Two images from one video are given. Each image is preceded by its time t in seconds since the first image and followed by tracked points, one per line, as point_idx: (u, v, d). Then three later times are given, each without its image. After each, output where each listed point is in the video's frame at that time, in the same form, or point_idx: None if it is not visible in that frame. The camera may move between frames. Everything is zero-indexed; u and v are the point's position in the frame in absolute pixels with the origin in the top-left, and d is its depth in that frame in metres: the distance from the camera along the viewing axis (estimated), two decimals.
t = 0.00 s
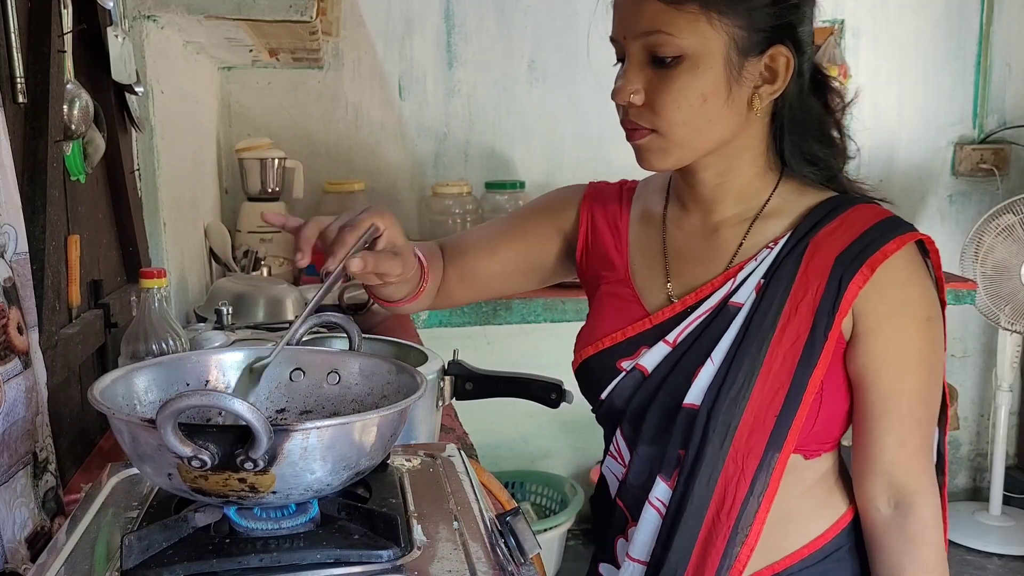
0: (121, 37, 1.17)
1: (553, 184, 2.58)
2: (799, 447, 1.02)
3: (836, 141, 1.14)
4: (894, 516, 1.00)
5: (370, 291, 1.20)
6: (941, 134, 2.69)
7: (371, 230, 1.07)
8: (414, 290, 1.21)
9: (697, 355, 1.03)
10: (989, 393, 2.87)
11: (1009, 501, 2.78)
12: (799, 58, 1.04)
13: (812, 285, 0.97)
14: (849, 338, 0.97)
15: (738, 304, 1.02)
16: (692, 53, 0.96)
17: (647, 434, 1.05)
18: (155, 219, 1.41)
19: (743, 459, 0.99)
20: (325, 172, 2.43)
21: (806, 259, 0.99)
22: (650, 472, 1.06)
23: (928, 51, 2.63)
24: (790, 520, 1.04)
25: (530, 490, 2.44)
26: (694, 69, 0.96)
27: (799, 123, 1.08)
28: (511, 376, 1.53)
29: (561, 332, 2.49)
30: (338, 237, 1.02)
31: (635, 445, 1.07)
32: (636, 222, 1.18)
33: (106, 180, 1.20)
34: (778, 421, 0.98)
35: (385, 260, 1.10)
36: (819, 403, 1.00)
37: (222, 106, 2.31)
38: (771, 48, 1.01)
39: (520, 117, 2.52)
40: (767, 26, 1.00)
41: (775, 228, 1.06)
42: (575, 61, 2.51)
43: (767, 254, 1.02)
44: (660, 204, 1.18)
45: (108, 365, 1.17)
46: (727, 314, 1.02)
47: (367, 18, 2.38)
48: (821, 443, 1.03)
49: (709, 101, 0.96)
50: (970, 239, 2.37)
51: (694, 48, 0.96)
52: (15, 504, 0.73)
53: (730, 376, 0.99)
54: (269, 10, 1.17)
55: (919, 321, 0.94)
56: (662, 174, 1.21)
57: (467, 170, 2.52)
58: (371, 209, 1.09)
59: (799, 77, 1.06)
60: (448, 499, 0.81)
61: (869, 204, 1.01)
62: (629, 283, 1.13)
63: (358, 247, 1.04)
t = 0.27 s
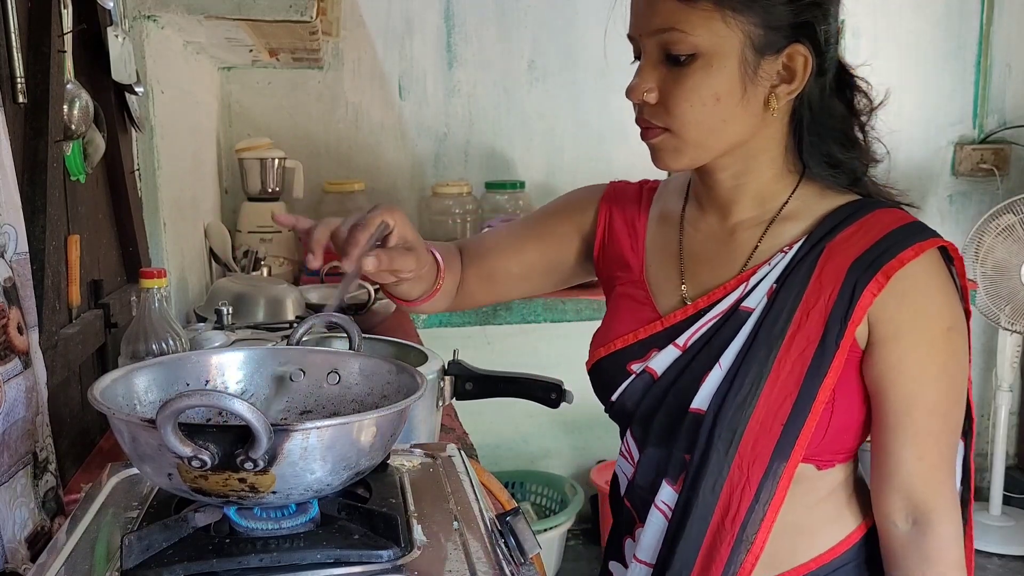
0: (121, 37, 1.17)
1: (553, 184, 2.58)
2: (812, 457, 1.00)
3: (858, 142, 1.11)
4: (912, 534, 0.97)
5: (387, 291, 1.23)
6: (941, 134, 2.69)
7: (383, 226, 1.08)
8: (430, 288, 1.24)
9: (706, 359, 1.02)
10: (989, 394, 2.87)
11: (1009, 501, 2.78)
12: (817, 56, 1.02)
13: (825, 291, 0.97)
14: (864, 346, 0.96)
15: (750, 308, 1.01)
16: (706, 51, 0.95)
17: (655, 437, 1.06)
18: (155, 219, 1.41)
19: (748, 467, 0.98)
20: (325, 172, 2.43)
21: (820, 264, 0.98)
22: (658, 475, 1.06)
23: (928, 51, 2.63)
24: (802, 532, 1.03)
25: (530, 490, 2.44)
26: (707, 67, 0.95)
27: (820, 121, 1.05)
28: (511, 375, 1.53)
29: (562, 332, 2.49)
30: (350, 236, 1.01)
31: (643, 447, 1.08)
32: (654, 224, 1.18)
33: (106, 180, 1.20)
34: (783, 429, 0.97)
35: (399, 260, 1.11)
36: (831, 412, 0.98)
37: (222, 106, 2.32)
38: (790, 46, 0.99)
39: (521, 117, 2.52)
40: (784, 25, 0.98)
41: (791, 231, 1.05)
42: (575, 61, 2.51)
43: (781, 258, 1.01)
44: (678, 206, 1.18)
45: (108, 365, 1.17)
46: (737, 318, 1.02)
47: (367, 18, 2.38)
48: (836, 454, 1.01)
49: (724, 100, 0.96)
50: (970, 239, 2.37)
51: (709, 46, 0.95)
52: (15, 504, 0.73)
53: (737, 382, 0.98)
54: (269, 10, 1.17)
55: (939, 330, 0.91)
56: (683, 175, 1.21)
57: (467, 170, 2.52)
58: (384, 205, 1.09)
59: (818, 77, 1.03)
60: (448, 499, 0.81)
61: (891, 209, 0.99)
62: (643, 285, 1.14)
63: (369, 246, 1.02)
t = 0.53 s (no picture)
0: (121, 37, 1.17)
1: (553, 184, 2.58)
2: (817, 468, 1.00)
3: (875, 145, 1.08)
4: (923, 551, 0.96)
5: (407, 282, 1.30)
6: (940, 134, 2.69)
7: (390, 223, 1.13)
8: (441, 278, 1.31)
9: (709, 367, 1.03)
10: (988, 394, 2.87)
11: (1009, 501, 2.78)
12: (830, 51, 1.00)
13: (831, 303, 0.96)
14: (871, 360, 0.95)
15: (754, 317, 1.01)
16: (709, 51, 0.95)
17: (658, 443, 1.07)
18: (155, 219, 1.41)
19: (747, 478, 0.99)
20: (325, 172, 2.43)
21: (828, 275, 0.97)
22: (663, 480, 1.07)
23: (928, 51, 2.63)
24: (803, 542, 1.03)
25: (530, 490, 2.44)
26: (711, 67, 0.95)
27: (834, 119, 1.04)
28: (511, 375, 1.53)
29: (562, 332, 2.49)
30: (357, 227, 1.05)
31: (649, 451, 1.09)
32: (668, 226, 1.19)
33: (106, 179, 1.20)
34: (784, 442, 0.97)
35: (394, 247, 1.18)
36: (835, 425, 0.98)
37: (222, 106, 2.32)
38: (797, 46, 0.98)
39: (521, 117, 2.52)
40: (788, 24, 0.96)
41: (802, 238, 1.04)
42: (575, 61, 2.51)
43: (790, 268, 1.00)
44: (692, 208, 1.19)
45: (108, 365, 1.17)
46: (742, 327, 1.01)
47: (367, 18, 2.38)
48: (842, 465, 1.01)
49: (728, 101, 0.95)
50: (970, 239, 2.37)
51: (712, 46, 0.94)
52: (15, 504, 0.73)
53: (738, 393, 0.99)
54: (269, 10, 1.17)
55: (952, 347, 0.89)
56: (700, 176, 1.21)
57: (467, 170, 2.52)
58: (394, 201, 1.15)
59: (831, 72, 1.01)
60: (448, 499, 0.81)
61: (907, 219, 0.97)
62: (654, 289, 1.15)
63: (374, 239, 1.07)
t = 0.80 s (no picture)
0: (121, 37, 1.17)
1: (553, 185, 2.58)
2: (798, 476, 0.97)
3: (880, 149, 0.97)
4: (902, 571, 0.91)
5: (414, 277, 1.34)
6: (941, 134, 2.69)
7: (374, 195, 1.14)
8: (454, 269, 1.35)
9: (693, 370, 1.01)
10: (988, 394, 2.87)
11: (1009, 501, 2.78)
12: (830, 41, 0.92)
13: (807, 310, 0.92)
14: (850, 370, 0.91)
15: (734, 321, 0.99)
16: (660, 63, 0.99)
17: (654, 439, 1.07)
18: (155, 219, 1.41)
19: (720, 486, 0.97)
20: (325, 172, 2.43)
21: (808, 281, 0.94)
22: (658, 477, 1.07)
23: (928, 51, 2.63)
24: (790, 546, 1.01)
25: (530, 490, 2.44)
26: (659, 78, 0.98)
27: (834, 107, 0.95)
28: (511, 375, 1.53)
29: (561, 332, 2.49)
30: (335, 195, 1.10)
31: (648, 447, 1.09)
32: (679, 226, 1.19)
33: (106, 180, 1.20)
34: (755, 451, 0.95)
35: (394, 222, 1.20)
36: (812, 434, 0.95)
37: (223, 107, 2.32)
38: (720, 53, 0.93)
39: (521, 117, 2.52)
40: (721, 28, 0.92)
41: (789, 244, 1.00)
42: (575, 61, 2.51)
43: (773, 273, 0.98)
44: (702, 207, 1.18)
45: (108, 365, 1.17)
46: (725, 332, 0.99)
47: (368, 18, 2.38)
48: (828, 475, 0.97)
49: (670, 110, 0.98)
50: (970, 239, 2.37)
51: (662, 58, 0.98)
52: (15, 504, 0.73)
53: (712, 398, 0.97)
54: (269, 10, 1.17)
55: (931, 362, 0.83)
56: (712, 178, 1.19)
57: (467, 170, 2.52)
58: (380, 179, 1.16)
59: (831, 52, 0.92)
60: (448, 499, 0.81)
61: (897, 225, 0.91)
62: (659, 288, 1.16)
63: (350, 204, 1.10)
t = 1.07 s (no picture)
0: (124, 39, 1.18)
1: (553, 185, 2.59)
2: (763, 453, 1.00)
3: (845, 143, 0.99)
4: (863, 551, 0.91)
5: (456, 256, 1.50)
6: (939, 135, 2.70)
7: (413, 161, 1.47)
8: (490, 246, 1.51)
9: (667, 347, 1.05)
10: (987, 394, 2.88)
11: (1008, 500, 2.79)
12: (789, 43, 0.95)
13: (766, 291, 0.95)
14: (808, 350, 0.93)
15: (704, 303, 1.02)
16: (641, 70, 1.05)
17: (636, 415, 1.11)
18: (158, 220, 1.42)
19: (684, 459, 1.00)
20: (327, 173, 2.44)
21: (771, 265, 0.96)
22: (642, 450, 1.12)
23: (927, 52, 2.64)
24: (763, 525, 1.02)
25: (530, 489, 2.45)
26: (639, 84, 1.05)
27: (798, 107, 0.98)
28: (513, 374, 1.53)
29: (561, 332, 2.49)
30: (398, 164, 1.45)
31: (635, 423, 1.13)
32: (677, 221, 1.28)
33: (109, 181, 1.21)
34: (715, 425, 0.97)
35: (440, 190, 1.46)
36: (772, 411, 0.97)
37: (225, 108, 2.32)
38: (690, 60, 0.99)
39: (521, 118, 2.52)
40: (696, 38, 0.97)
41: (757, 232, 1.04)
42: (575, 62, 2.52)
43: (741, 258, 1.01)
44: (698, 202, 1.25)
45: (110, 365, 1.18)
46: (695, 311, 1.03)
47: (368, 19, 2.39)
48: (792, 452, 0.99)
49: (649, 114, 1.05)
50: (968, 239, 2.38)
51: (642, 66, 1.05)
52: (19, 502, 0.74)
53: (680, 372, 1.01)
54: (271, 12, 1.18)
55: (880, 342, 0.84)
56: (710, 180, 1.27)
57: (468, 171, 2.53)
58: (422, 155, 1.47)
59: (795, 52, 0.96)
60: (449, 498, 0.82)
61: (858, 215, 0.93)
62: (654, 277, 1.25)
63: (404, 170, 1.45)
